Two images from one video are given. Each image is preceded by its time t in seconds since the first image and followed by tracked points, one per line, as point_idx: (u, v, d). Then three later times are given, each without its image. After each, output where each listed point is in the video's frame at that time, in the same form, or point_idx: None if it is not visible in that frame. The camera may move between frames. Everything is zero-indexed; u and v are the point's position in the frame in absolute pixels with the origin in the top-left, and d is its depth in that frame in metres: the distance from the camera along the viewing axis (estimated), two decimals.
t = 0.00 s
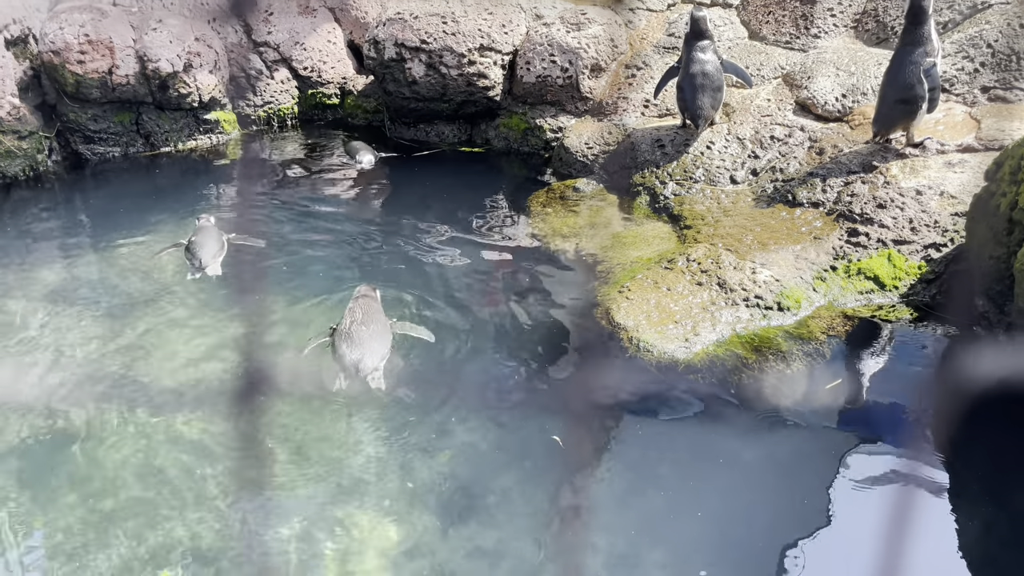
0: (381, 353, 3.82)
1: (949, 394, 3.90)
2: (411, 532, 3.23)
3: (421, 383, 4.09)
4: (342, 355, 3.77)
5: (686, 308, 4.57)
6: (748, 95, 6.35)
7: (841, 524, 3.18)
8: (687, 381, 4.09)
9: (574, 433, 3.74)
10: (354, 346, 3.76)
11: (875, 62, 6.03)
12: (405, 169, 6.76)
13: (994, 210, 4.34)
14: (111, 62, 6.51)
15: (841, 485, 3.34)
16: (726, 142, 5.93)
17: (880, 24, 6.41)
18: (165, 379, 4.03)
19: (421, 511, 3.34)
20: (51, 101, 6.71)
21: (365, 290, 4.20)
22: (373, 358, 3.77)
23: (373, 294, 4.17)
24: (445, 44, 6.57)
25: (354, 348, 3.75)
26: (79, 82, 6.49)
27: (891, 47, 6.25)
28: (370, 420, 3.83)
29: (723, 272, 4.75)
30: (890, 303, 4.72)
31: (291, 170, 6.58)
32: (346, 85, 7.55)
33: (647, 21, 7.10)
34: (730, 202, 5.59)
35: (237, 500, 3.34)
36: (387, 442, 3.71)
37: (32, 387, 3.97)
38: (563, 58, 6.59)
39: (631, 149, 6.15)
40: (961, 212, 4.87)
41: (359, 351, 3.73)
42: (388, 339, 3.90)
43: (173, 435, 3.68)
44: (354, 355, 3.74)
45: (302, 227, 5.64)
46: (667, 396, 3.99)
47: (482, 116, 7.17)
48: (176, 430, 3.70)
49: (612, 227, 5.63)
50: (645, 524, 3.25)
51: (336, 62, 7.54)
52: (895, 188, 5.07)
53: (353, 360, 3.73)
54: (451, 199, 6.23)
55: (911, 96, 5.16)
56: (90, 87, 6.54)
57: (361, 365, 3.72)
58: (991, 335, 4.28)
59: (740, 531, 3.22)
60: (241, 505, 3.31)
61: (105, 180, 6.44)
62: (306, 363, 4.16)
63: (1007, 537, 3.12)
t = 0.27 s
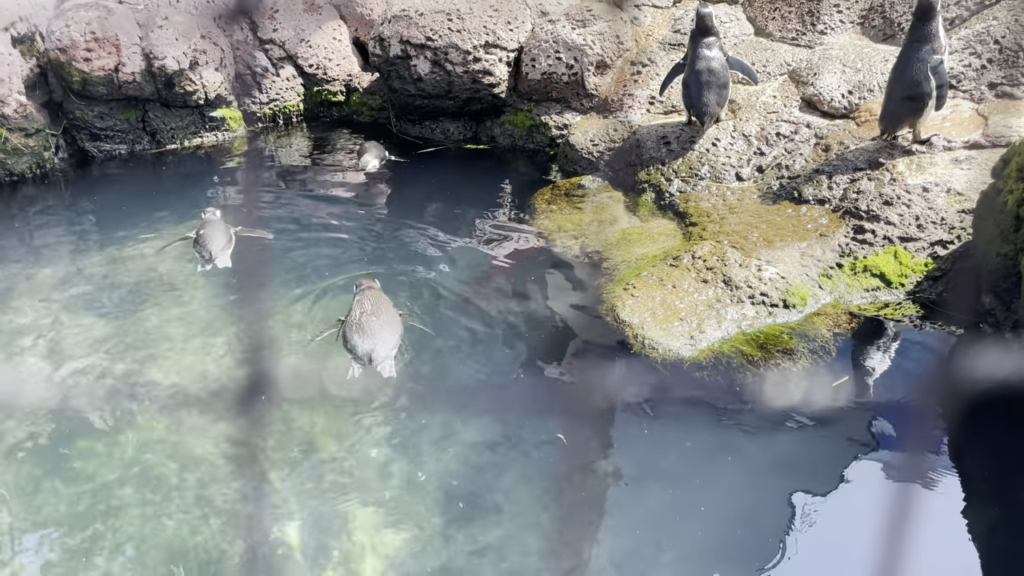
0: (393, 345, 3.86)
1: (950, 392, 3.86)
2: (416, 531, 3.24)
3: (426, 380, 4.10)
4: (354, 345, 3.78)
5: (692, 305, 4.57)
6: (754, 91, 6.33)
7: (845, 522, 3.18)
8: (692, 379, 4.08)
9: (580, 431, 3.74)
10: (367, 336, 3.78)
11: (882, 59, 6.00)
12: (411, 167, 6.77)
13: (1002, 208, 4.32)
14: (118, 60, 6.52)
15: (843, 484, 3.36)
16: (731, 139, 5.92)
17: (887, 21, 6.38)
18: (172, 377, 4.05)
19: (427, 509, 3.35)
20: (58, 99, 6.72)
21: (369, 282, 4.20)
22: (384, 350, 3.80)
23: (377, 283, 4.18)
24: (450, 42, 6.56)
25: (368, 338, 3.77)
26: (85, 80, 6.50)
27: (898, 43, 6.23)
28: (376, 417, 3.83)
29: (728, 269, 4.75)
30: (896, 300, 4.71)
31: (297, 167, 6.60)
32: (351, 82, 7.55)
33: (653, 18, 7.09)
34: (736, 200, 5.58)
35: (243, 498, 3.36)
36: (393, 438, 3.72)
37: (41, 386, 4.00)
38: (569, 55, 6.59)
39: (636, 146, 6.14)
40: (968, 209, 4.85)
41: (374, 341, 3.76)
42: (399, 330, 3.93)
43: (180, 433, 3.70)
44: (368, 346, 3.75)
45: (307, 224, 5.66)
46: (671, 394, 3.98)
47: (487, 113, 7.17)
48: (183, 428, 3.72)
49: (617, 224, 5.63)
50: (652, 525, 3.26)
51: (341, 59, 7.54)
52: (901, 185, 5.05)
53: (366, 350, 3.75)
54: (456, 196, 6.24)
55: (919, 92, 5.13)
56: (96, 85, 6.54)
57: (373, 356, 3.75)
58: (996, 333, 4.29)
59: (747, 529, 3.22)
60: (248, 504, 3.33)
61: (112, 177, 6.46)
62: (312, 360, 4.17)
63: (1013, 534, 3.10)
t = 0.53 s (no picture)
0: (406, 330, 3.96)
1: (954, 394, 3.83)
2: (420, 531, 3.24)
3: (431, 379, 4.10)
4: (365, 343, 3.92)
5: (697, 304, 4.56)
6: (759, 89, 6.31)
7: (851, 524, 3.17)
8: (697, 378, 4.07)
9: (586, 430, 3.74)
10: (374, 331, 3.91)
11: (887, 56, 5.98)
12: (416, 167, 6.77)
13: (1008, 206, 4.29)
14: (123, 59, 6.55)
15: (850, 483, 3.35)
16: (736, 138, 5.90)
17: (893, 19, 6.36)
18: (178, 376, 4.06)
19: (431, 509, 3.35)
20: (63, 99, 6.74)
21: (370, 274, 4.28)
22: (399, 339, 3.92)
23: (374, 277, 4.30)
24: (455, 41, 6.56)
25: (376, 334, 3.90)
26: (90, 80, 6.54)
27: (904, 41, 6.21)
28: (380, 417, 3.84)
29: (733, 268, 4.74)
30: (902, 299, 4.69)
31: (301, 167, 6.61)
32: (356, 81, 7.57)
33: (657, 17, 7.08)
34: (741, 198, 5.57)
35: (247, 498, 3.37)
36: (397, 437, 3.73)
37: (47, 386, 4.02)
38: (573, 53, 6.59)
39: (640, 144, 6.12)
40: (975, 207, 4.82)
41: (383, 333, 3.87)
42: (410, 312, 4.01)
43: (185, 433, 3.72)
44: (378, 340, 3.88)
45: (312, 224, 5.67)
46: (674, 393, 3.97)
47: (492, 112, 7.17)
48: (189, 428, 3.73)
49: (621, 223, 5.62)
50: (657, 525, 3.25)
51: (346, 58, 7.55)
52: (907, 183, 5.03)
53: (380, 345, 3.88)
54: (460, 195, 6.24)
55: (924, 90, 5.10)
56: (101, 84, 6.58)
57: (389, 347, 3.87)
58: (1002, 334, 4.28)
59: (754, 529, 3.21)
60: (252, 503, 3.34)
61: (118, 177, 6.48)
62: (317, 359, 4.17)
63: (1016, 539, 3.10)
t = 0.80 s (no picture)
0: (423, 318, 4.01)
1: (956, 394, 3.84)
2: (425, 529, 3.25)
3: (435, 377, 4.10)
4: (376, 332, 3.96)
5: (701, 303, 4.56)
6: (764, 89, 6.31)
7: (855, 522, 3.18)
8: (701, 378, 4.07)
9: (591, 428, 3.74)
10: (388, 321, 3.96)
11: (892, 56, 5.98)
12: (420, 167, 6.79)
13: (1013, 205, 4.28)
14: (128, 60, 6.57)
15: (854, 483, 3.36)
16: (741, 137, 5.90)
17: (897, 18, 6.35)
18: (184, 375, 4.07)
19: (436, 507, 3.36)
20: (69, 99, 6.76)
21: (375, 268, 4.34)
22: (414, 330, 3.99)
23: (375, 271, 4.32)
24: (459, 41, 6.57)
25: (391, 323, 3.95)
26: (96, 80, 6.55)
27: (909, 40, 6.22)
28: (385, 416, 3.84)
29: (738, 268, 4.74)
30: (906, 298, 4.68)
31: (306, 167, 6.62)
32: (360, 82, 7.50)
33: (662, 16, 7.09)
34: (746, 198, 5.56)
35: (253, 495, 3.37)
36: (402, 436, 3.73)
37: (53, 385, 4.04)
38: (577, 53, 6.61)
39: (645, 144, 6.13)
40: (980, 207, 4.82)
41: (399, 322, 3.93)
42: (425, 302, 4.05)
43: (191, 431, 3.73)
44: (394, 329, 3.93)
45: (317, 223, 5.68)
46: (678, 392, 3.97)
47: (496, 112, 7.19)
48: (195, 427, 3.74)
49: (626, 222, 5.62)
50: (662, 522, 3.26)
51: (350, 59, 7.49)
52: (912, 182, 5.03)
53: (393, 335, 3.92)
54: (465, 194, 6.25)
55: (930, 89, 5.10)
56: (107, 85, 6.60)
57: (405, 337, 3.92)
58: (1008, 331, 4.28)
59: (760, 528, 3.20)
60: (257, 501, 3.35)
61: (123, 177, 6.50)
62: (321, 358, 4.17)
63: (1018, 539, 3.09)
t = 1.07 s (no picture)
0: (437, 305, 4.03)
1: (961, 394, 3.82)
2: (430, 530, 3.25)
3: (440, 378, 4.10)
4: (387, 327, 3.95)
5: (706, 304, 4.55)
6: (769, 89, 6.30)
7: (862, 524, 3.17)
8: (707, 379, 4.06)
9: (597, 429, 3.73)
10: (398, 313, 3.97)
11: (898, 55, 5.96)
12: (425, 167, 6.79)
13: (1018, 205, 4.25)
14: (133, 62, 6.58)
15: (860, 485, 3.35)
16: (746, 138, 5.89)
17: (903, 17, 6.33)
18: (190, 376, 4.09)
19: (441, 508, 3.36)
20: (75, 101, 6.78)
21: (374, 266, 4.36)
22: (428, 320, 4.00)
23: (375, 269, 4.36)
24: (463, 42, 6.57)
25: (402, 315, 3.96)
26: (101, 82, 6.57)
27: (915, 39, 6.21)
28: (391, 417, 3.85)
29: (743, 268, 4.73)
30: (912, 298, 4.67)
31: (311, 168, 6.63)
32: (365, 83, 7.55)
33: (666, 17, 7.09)
34: (751, 198, 5.56)
35: (258, 497, 3.38)
36: (407, 436, 3.74)
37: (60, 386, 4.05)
38: (582, 53, 6.62)
39: (649, 144, 6.12)
40: (986, 206, 4.80)
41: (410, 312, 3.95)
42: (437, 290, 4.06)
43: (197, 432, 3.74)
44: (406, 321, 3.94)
45: (321, 224, 5.70)
46: (683, 393, 3.96)
47: (500, 112, 7.19)
48: (201, 428, 3.75)
49: (630, 222, 5.62)
50: (669, 524, 3.25)
51: (354, 60, 7.54)
52: (918, 182, 5.02)
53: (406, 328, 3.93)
54: (469, 195, 6.25)
55: (936, 89, 5.08)
56: (112, 87, 6.62)
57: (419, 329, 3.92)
58: (1014, 329, 4.25)
59: (767, 529, 3.19)
60: (263, 502, 3.36)
61: (128, 179, 6.52)
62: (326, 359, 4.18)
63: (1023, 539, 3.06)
